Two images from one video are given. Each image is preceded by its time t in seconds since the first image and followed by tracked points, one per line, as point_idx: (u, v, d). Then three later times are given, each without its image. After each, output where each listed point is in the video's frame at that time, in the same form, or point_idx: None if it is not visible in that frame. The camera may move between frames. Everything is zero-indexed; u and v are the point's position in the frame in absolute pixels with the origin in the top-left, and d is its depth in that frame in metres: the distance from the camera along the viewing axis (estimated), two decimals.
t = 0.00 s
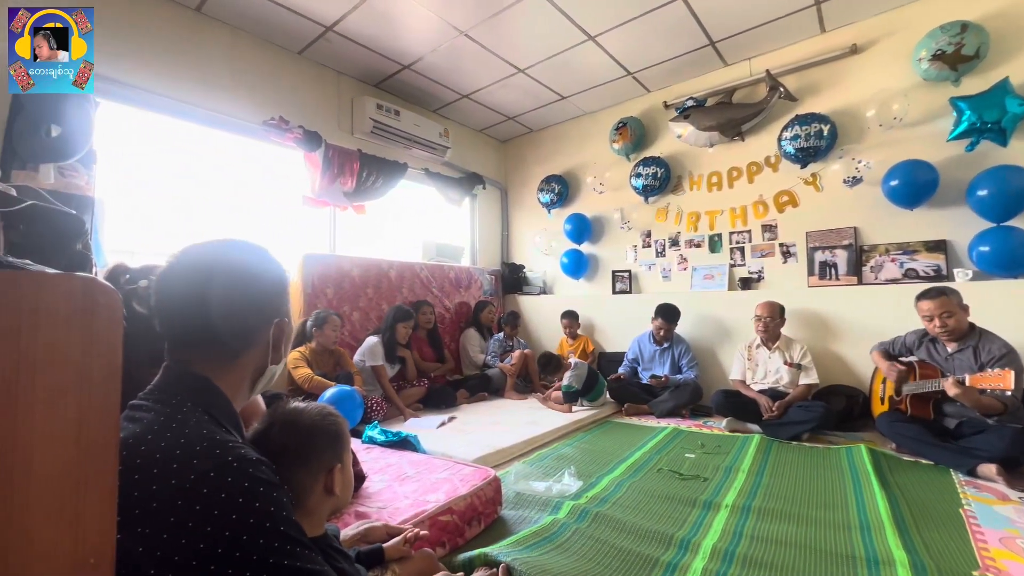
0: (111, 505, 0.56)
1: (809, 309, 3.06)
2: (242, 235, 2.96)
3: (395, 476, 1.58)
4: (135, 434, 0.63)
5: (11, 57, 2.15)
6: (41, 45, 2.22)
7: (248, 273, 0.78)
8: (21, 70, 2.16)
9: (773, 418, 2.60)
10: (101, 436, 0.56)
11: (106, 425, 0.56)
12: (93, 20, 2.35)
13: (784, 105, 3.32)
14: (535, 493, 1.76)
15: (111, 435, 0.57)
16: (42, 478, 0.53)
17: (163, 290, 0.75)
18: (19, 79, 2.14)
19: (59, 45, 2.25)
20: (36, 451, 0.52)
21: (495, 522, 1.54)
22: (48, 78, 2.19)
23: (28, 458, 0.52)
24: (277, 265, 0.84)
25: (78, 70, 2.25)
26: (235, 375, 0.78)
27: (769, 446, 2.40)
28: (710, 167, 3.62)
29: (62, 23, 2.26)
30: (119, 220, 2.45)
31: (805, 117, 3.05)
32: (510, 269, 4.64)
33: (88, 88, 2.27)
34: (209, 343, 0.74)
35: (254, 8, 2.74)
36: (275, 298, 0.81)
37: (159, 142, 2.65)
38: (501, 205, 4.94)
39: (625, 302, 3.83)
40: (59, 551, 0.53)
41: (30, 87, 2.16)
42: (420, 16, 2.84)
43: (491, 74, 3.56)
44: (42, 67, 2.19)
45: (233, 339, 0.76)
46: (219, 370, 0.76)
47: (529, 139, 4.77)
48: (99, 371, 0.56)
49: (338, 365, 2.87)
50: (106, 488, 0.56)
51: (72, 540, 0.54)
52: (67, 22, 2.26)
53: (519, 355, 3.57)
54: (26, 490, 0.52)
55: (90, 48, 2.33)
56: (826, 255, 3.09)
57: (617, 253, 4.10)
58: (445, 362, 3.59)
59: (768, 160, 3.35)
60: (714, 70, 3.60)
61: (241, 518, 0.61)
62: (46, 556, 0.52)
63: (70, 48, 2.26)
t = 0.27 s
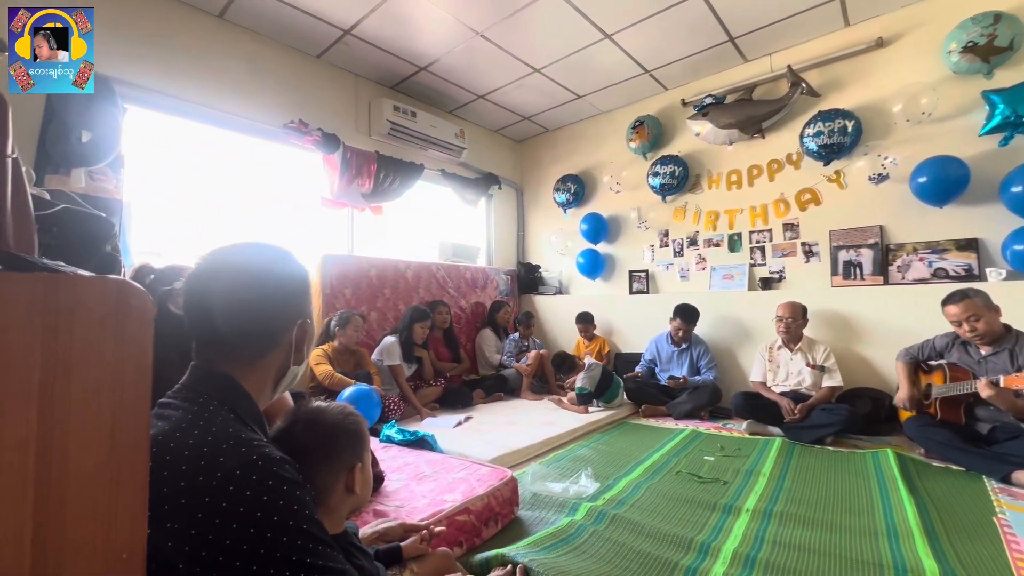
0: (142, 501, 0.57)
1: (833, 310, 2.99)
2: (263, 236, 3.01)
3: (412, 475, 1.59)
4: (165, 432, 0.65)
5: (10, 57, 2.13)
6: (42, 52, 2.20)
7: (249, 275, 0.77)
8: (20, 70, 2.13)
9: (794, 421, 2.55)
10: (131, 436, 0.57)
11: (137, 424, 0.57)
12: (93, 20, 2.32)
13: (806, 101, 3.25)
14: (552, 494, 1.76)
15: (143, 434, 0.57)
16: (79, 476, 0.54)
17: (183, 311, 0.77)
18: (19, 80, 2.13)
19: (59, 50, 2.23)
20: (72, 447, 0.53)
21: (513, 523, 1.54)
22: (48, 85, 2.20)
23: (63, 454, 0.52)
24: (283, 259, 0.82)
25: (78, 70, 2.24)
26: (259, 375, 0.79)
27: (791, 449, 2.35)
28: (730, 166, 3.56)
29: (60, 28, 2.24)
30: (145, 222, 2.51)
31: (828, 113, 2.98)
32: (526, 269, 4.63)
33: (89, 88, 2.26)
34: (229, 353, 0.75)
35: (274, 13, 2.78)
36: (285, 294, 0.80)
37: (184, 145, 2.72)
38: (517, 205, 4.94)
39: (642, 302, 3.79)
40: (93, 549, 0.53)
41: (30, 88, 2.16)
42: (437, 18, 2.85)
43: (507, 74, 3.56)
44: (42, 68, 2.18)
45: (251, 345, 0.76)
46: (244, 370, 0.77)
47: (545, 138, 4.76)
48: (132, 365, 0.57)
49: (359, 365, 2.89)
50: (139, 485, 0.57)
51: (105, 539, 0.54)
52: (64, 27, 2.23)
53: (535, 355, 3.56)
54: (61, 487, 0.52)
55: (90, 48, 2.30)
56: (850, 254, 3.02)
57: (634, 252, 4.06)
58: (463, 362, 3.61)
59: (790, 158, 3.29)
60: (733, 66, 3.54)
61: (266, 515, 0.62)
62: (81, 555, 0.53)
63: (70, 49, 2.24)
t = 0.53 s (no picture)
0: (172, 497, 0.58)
1: (857, 311, 2.92)
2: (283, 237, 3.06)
3: (429, 475, 1.60)
4: (193, 429, 0.66)
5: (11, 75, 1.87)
6: (36, 35, 1.34)
7: (262, 277, 0.77)
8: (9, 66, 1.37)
9: (817, 425, 2.50)
10: (161, 434, 0.58)
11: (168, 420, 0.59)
12: (92, 20, 2.30)
13: (829, 97, 3.17)
14: (569, 496, 1.75)
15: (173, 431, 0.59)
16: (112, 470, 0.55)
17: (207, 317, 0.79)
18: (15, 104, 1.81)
19: (58, 41, 1.49)
20: (107, 444, 0.55)
21: (529, 524, 1.54)
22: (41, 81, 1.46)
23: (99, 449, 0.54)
24: (296, 258, 0.82)
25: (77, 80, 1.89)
26: (281, 374, 0.80)
27: (813, 453, 2.30)
28: (749, 164, 3.50)
29: (59, 21, 1.48)
30: (169, 224, 2.56)
31: (852, 110, 2.91)
32: (541, 270, 4.62)
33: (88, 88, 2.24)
34: (250, 355, 0.76)
35: (292, 18, 2.82)
36: (301, 292, 0.80)
37: (206, 148, 2.77)
38: (532, 205, 4.93)
39: (659, 303, 3.76)
40: (127, 546, 0.55)
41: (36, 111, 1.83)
42: (453, 19, 2.86)
43: (523, 74, 3.55)
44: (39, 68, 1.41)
45: (271, 346, 0.77)
46: (267, 369, 0.78)
47: (561, 138, 4.74)
48: (162, 366, 0.58)
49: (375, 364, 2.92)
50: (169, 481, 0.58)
51: (137, 536, 0.56)
52: (63, 18, 1.49)
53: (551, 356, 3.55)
54: (97, 483, 0.54)
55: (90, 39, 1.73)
56: (875, 254, 2.94)
57: (651, 253, 4.02)
58: (478, 362, 3.62)
59: (811, 156, 3.22)
60: (753, 63, 3.48)
61: (289, 512, 0.62)
62: (116, 550, 0.55)
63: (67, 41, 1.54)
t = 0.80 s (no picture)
0: (200, 492, 0.59)
1: (882, 313, 2.84)
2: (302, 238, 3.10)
3: (444, 475, 1.60)
4: (218, 426, 0.67)
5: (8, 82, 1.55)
6: (40, 40, 1.14)
7: (278, 276, 0.78)
8: None
9: (840, 429, 2.44)
10: (188, 430, 0.59)
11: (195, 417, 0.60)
12: (93, 20, 2.30)
13: (853, 93, 3.10)
14: (585, 498, 1.73)
15: (199, 428, 0.60)
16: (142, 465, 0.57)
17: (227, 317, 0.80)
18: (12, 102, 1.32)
19: (61, 42, 1.19)
20: (138, 440, 0.56)
21: (545, 525, 1.53)
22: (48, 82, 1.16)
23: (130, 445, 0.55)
24: (313, 256, 0.82)
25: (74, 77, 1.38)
26: (301, 373, 0.81)
27: (836, 458, 2.25)
28: (769, 163, 3.44)
29: (65, 20, 1.19)
30: (192, 226, 2.62)
31: (878, 107, 2.84)
32: (556, 270, 4.61)
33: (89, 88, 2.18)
34: (270, 353, 0.77)
35: (311, 22, 2.86)
36: (316, 289, 0.80)
37: (228, 151, 2.83)
38: (548, 206, 4.92)
39: (676, 304, 3.71)
40: (157, 540, 0.56)
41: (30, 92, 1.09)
42: (469, 21, 2.87)
43: (538, 74, 3.55)
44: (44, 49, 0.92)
45: (288, 345, 0.78)
46: (287, 367, 0.78)
47: (576, 138, 4.72)
48: (191, 363, 0.59)
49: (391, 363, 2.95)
50: (196, 477, 0.59)
51: (166, 531, 0.57)
52: (67, 18, 1.19)
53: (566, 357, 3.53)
54: (129, 477, 0.55)
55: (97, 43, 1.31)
56: (901, 255, 2.86)
57: (668, 253, 3.97)
58: (493, 363, 3.62)
59: (834, 154, 3.15)
60: (774, 60, 3.42)
61: (311, 509, 0.63)
62: (145, 544, 0.56)
63: (70, 44, 1.22)
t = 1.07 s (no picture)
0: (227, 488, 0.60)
1: (910, 315, 2.76)
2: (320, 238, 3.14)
3: (461, 474, 1.60)
4: (241, 424, 0.68)
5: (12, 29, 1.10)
6: (41, 40, 1.05)
7: (296, 277, 0.79)
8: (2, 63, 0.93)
9: (865, 434, 2.37)
10: (215, 429, 0.60)
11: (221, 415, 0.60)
12: (93, 20, 2.31)
13: (879, 89, 3.02)
14: (602, 501, 1.72)
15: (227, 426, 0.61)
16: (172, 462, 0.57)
17: (250, 316, 0.81)
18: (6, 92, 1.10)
19: (62, 41, 1.11)
20: (167, 438, 0.57)
21: (561, 527, 1.52)
22: (48, 83, 1.09)
23: (160, 443, 0.56)
24: (330, 255, 0.83)
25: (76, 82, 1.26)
26: (322, 372, 0.81)
27: (861, 464, 2.19)
28: (791, 161, 3.37)
29: (65, 20, 1.10)
30: (215, 227, 2.67)
31: (906, 102, 2.76)
32: (573, 271, 4.59)
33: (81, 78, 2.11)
34: (291, 352, 0.78)
35: (330, 25, 2.89)
36: (335, 288, 0.80)
37: (250, 154, 2.88)
38: (564, 206, 4.90)
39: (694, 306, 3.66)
40: (186, 536, 0.57)
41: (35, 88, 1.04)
42: (485, 21, 2.87)
43: (555, 74, 3.53)
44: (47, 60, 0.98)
45: (308, 343, 0.78)
46: (308, 366, 0.79)
47: (593, 138, 4.69)
48: (218, 362, 0.60)
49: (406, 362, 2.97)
50: (222, 474, 0.60)
51: (194, 527, 0.58)
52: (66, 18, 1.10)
53: (583, 358, 3.50)
54: (160, 475, 0.56)
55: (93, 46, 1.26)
56: (930, 255, 2.77)
57: (686, 254, 3.92)
58: (509, 363, 3.62)
59: (859, 152, 3.07)
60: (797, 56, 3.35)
61: (333, 508, 0.63)
62: (174, 540, 0.57)
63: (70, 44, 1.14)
